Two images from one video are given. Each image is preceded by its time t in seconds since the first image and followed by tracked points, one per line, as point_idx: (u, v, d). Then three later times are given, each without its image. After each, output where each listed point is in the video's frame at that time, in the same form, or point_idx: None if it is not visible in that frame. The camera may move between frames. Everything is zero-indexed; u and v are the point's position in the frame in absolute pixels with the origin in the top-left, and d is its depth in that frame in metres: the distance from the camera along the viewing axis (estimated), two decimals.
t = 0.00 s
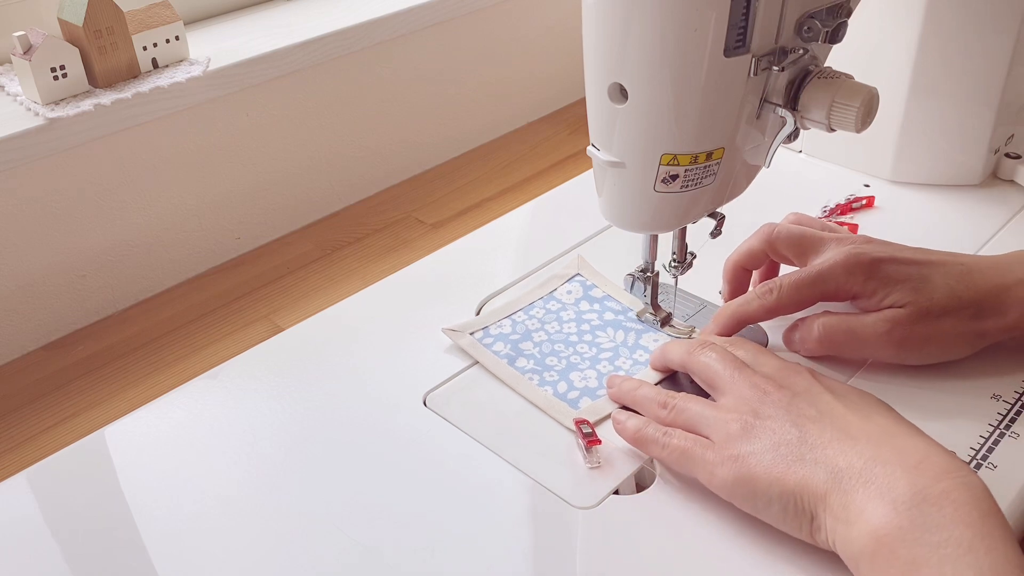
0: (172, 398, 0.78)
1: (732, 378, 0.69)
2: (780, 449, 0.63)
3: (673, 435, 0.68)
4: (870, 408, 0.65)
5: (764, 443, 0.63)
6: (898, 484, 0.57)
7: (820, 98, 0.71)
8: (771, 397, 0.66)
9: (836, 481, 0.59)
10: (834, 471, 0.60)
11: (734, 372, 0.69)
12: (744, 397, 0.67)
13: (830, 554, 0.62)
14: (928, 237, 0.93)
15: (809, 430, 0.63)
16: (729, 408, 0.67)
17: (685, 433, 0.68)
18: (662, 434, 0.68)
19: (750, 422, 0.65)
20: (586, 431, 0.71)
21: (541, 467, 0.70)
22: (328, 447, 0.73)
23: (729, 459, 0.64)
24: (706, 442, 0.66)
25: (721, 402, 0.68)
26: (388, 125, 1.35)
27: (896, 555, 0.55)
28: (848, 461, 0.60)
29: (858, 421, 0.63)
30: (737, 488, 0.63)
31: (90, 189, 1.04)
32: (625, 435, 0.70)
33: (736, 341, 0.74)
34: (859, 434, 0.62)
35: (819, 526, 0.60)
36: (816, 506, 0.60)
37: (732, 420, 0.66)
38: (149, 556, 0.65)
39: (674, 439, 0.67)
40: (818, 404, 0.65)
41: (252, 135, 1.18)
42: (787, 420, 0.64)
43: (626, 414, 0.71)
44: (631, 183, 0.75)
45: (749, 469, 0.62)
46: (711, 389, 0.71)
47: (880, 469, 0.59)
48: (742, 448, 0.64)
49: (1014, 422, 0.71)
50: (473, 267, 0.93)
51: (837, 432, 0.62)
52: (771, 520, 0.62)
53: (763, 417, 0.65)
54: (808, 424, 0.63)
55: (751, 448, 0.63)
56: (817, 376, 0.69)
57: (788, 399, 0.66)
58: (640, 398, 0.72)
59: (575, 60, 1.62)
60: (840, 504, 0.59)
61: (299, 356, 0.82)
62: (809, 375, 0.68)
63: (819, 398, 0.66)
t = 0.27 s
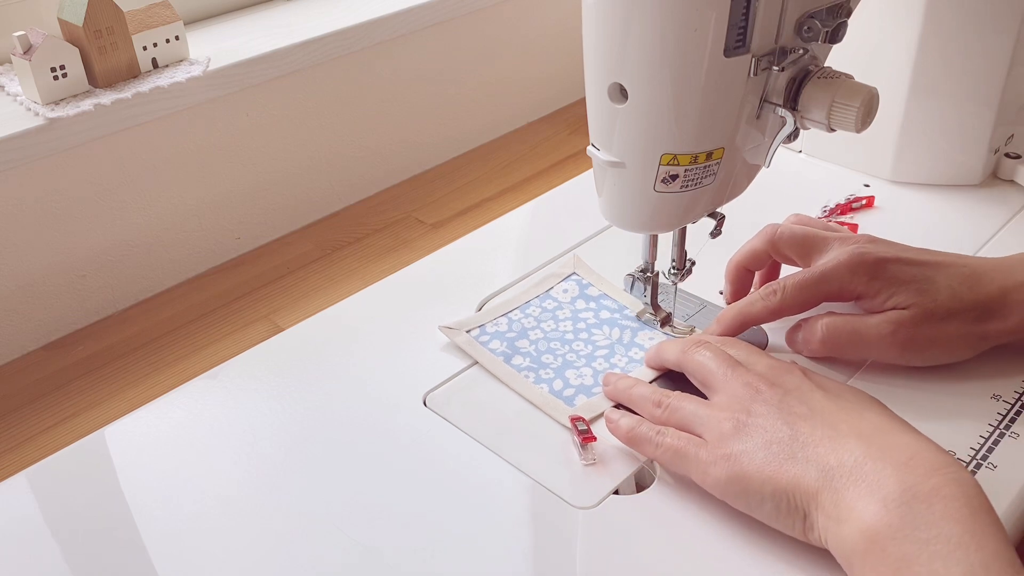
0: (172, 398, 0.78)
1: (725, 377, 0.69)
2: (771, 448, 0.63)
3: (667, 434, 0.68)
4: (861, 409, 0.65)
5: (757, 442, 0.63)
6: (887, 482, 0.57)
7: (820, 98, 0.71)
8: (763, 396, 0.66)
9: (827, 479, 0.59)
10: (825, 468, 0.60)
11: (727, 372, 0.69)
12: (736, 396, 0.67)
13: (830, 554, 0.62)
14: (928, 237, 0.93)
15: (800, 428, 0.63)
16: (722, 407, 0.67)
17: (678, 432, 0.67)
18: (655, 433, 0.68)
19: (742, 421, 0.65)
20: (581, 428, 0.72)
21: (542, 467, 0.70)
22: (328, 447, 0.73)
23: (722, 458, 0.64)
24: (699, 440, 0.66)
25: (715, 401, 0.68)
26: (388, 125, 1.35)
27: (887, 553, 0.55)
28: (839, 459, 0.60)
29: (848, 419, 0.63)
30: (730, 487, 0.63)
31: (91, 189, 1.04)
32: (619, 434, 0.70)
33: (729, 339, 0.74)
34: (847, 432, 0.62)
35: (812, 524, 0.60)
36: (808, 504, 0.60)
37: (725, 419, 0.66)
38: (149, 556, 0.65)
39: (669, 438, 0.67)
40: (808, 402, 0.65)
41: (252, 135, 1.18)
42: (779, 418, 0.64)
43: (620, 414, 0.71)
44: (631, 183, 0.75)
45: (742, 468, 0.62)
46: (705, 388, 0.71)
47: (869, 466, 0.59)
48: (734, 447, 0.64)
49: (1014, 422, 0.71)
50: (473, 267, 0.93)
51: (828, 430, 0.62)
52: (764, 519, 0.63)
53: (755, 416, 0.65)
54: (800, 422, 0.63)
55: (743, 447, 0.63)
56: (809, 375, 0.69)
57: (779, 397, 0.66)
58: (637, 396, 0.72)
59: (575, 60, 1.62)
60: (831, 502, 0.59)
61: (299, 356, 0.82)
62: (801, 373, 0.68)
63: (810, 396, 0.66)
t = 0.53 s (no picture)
0: (172, 399, 0.78)
1: (723, 373, 0.69)
2: (770, 439, 0.63)
3: (666, 428, 0.68)
4: (861, 397, 0.65)
5: (755, 434, 0.63)
6: (886, 467, 0.57)
7: (820, 98, 0.71)
8: (762, 390, 0.66)
9: (826, 467, 0.60)
10: (824, 457, 0.60)
11: (725, 369, 0.69)
12: (735, 390, 0.67)
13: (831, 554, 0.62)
14: (928, 237, 0.93)
15: (798, 419, 0.63)
16: (721, 402, 0.67)
17: (677, 426, 0.68)
18: (655, 427, 0.68)
19: (741, 414, 0.65)
20: (575, 425, 0.72)
21: (541, 467, 0.70)
22: (328, 448, 0.73)
23: (721, 450, 0.64)
24: (698, 434, 0.66)
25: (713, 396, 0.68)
26: (388, 125, 1.35)
27: (887, 537, 0.55)
28: (837, 447, 0.60)
29: (847, 408, 0.64)
30: (729, 478, 0.63)
31: (91, 188, 1.04)
32: (618, 428, 0.70)
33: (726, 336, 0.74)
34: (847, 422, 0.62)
35: (812, 513, 0.60)
36: (807, 493, 0.60)
37: (724, 413, 0.66)
38: (149, 556, 0.65)
39: (668, 432, 0.68)
40: (807, 395, 0.65)
41: (252, 135, 1.18)
42: (778, 410, 0.64)
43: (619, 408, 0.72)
44: (631, 183, 0.75)
45: (741, 459, 0.63)
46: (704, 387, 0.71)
47: (868, 453, 0.59)
48: (733, 440, 0.64)
49: (1014, 422, 0.71)
50: (473, 267, 0.93)
51: (826, 419, 0.63)
52: (764, 509, 0.63)
53: (754, 409, 0.65)
54: (798, 414, 0.64)
55: (742, 439, 0.63)
56: (807, 370, 0.68)
57: (778, 390, 0.66)
58: (633, 395, 0.72)
59: (575, 60, 1.62)
60: (830, 489, 0.59)
61: (299, 357, 0.82)
62: (800, 368, 0.69)
63: (807, 389, 0.66)
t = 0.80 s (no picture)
0: (172, 398, 0.78)
1: (727, 377, 0.69)
2: (775, 441, 0.63)
3: (678, 430, 0.68)
4: (862, 396, 0.65)
5: (760, 437, 0.63)
6: (891, 470, 0.58)
7: (820, 98, 0.71)
8: (766, 394, 0.67)
9: (831, 469, 0.60)
10: (828, 459, 0.60)
11: (728, 372, 0.70)
12: (739, 394, 0.67)
13: (831, 554, 0.62)
14: (928, 237, 0.93)
15: (803, 422, 0.63)
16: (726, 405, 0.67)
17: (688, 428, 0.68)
18: (666, 430, 0.69)
19: (746, 416, 0.65)
20: (570, 422, 0.72)
21: (542, 467, 0.70)
22: (328, 448, 0.73)
23: (726, 453, 0.64)
24: (704, 437, 0.66)
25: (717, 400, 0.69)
26: (387, 125, 1.35)
27: (892, 538, 0.55)
28: (842, 449, 0.60)
29: (849, 410, 0.64)
30: (734, 480, 0.63)
31: (91, 188, 1.04)
32: (635, 429, 0.71)
33: (728, 344, 0.74)
34: (851, 424, 0.62)
35: (816, 515, 0.60)
36: (812, 495, 0.60)
37: (728, 416, 0.66)
38: (148, 556, 0.65)
39: (679, 435, 0.68)
40: (811, 397, 0.66)
41: (252, 135, 1.18)
42: (782, 413, 0.65)
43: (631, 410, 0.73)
44: (631, 183, 0.75)
45: (746, 462, 0.63)
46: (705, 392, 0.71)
47: (873, 455, 0.59)
48: (738, 442, 0.64)
49: (1015, 422, 0.71)
50: (473, 267, 0.93)
51: (830, 423, 0.63)
52: (767, 512, 0.63)
53: (758, 412, 0.65)
54: (802, 416, 0.64)
55: (747, 442, 0.64)
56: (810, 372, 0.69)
57: (782, 393, 0.66)
58: (641, 394, 0.73)
59: (575, 59, 1.62)
60: (835, 491, 0.59)
61: (299, 357, 0.82)
62: (802, 369, 0.69)
63: (812, 391, 0.66)
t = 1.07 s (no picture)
0: (172, 399, 0.78)
1: (719, 368, 0.69)
2: (766, 432, 0.63)
3: (672, 424, 0.69)
4: (862, 395, 0.65)
5: (752, 428, 0.64)
6: (882, 460, 0.58)
7: (820, 98, 0.71)
8: (758, 384, 0.67)
9: (822, 459, 0.60)
10: (819, 449, 0.60)
11: (721, 363, 0.70)
12: (732, 385, 0.67)
13: (831, 554, 0.62)
14: (928, 237, 0.93)
15: (795, 412, 0.63)
16: (718, 397, 0.68)
17: (680, 423, 0.68)
18: (660, 425, 0.69)
19: (737, 408, 0.65)
20: (564, 420, 0.72)
21: (542, 467, 0.70)
22: (328, 448, 0.73)
23: (718, 445, 0.64)
24: (697, 429, 0.67)
25: (710, 392, 0.69)
26: (387, 125, 1.35)
27: (885, 529, 0.55)
28: (833, 440, 0.60)
29: (849, 410, 0.63)
30: (726, 472, 0.63)
31: (91, 188, 1.04)
32: (629, 424, 0.72)
33: (724, 336, 0.74)
34: (844, 416, 0.62)
35: (808, 506, 0.60)
36: (803, 485, 0.60)
37: (720, 407, 0.66)
38: (149, 556, 0.65)
39: (673, 429, 0.68)
40: (804, 389, 0.66)
41: (252, 134, 1.18)
42: (774, 404, 0.65)
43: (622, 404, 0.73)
44: (631, 183, 0.75)
45: (738, 454, 0.63)
46: (699, 385, 0.71)
47: (864, 446, 0.59)
48: (730, 434, 0.64)
49: (1014, 422, 0.71)
50: (473, 267, 0.93)
51: (822, 414, 0.63)
52: (760, 503, 0.63)
53: (750, 403, 0.65)
54: (794, 407, 0.64)
55: (739, 434, 0.64)
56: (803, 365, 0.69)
57: (774, 384, 0.66)
58: (633, 389, 0.73)
59: (575, 59, 1.62)
60: (826, 481, 0.59)
61: (300, 357, 0.82)
62: (797, 363, 0.69)
63: (805, 383, 0.66)
